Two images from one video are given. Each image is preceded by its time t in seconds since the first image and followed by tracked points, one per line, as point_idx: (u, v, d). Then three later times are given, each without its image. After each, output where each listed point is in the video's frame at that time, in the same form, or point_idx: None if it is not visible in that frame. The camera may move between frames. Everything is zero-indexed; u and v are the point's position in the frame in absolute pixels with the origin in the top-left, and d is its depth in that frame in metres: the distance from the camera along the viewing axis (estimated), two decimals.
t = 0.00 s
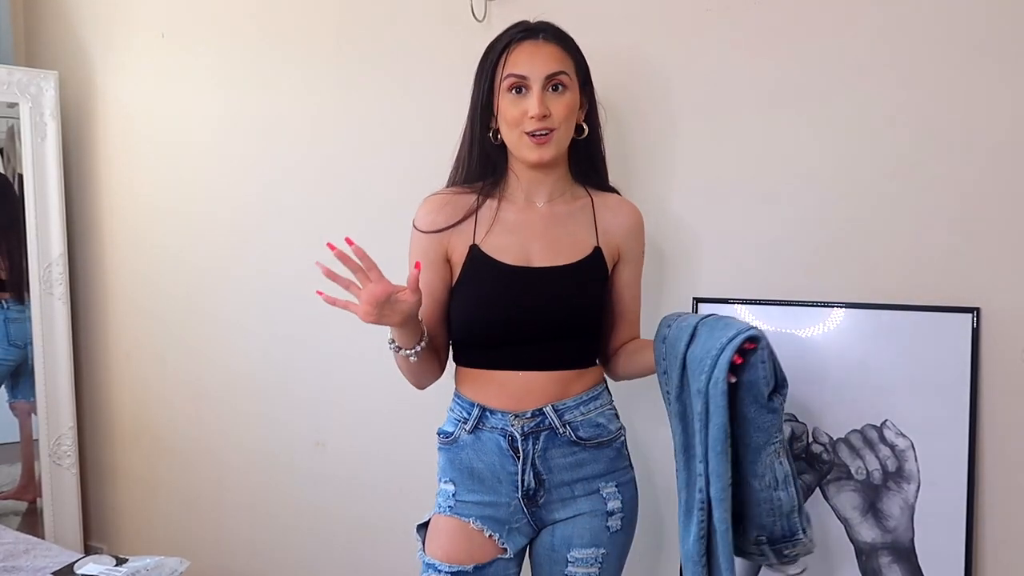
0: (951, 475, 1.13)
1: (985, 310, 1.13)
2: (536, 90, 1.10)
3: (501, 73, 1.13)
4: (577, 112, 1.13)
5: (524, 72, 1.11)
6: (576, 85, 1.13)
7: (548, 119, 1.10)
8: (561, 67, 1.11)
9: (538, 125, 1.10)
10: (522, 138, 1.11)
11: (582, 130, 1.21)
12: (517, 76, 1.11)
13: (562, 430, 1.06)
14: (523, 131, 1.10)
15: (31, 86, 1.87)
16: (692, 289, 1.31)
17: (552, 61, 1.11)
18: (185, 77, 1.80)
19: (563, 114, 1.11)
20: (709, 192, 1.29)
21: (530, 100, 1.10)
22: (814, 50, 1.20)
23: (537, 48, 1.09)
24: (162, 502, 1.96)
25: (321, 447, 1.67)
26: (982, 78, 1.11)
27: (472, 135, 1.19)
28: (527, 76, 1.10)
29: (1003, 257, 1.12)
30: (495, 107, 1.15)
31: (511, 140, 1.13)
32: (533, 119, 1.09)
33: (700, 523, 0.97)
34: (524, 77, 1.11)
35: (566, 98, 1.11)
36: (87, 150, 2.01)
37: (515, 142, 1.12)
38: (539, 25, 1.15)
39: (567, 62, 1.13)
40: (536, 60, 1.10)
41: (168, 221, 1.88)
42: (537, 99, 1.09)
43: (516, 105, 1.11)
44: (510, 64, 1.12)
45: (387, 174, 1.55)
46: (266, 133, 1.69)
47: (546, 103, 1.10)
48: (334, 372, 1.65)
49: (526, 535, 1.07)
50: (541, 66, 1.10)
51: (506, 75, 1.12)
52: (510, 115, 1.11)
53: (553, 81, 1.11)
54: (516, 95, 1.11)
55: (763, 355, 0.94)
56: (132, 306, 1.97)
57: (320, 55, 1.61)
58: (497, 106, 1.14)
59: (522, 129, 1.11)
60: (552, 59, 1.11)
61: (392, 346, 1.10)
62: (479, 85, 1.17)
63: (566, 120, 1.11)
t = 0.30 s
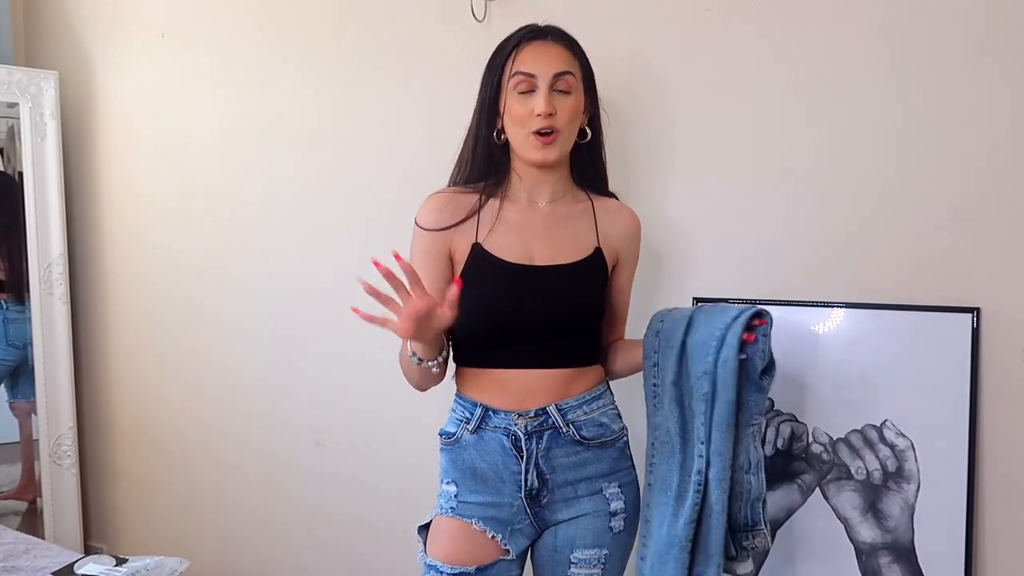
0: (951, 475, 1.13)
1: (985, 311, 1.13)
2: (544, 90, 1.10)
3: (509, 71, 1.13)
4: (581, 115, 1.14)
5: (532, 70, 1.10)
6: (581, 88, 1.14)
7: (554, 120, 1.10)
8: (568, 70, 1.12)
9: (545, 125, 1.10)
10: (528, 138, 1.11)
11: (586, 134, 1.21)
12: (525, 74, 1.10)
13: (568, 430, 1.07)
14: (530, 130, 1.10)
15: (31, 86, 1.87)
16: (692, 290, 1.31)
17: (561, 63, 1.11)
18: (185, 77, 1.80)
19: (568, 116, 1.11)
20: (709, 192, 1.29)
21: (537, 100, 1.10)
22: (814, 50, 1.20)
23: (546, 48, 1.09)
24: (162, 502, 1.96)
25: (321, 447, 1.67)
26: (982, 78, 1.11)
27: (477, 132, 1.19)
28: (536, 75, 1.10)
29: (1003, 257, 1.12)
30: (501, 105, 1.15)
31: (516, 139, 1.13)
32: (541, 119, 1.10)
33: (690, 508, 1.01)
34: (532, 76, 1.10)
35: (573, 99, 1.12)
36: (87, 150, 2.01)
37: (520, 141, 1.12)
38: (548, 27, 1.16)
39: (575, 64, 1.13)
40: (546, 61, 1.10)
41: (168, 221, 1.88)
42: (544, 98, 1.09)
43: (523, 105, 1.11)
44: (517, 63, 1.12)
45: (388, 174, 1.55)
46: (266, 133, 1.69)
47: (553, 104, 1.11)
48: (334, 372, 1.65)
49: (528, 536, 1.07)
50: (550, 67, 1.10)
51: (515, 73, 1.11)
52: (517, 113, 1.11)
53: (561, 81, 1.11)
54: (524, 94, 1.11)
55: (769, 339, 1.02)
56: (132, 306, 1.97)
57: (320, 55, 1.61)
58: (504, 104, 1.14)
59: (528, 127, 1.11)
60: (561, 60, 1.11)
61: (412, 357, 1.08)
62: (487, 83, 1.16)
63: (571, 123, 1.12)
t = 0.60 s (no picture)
0: (950, 475, 1.13)
1: (985, 311, 1.13)
2: (550, 85, 1.10)
3: (517, 67, 1.13)
4: (587, 113, 1.14)
5: (540, 65, 1.11)
6: (587, 85, 1.14)
7: (560, 114, 1.10)
8: (576, 66, 1.12)
9: (551, 120, 1.10)
10: (533, 131, 1.11)
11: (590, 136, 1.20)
12: (533, 69, 1.11)
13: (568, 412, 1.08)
14: (534, 124, 1.10)
15: (31, 86, 1.87)
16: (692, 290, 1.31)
17: (568, 59, 1.11)
18: (185, 76, 1.80)
19: (575, 112, 1.11)
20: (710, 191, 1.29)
21: (544, 95, 1.10)
22: (815, 50, 1.20)
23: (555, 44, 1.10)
24: (162, 502, 1.96)
25: (321, 446, 1.67)
26: (982, 79, 1.12)
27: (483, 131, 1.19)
28: (543, 70, 1.11)
29: (1003, 257, 1.12)
30: (507, 101, 1.15)
31: (521, 134, 1.13)
32: (547, 113, 1.09)
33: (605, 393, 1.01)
34: (540, 71, 1.11)
35: (579, 96, 1.12)
36: (87, 151, 2.01)
37: (525, 135, 1.11)
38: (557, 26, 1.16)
39: (582, 62, 1.14)
40: (555, 57, 1.11)
41: (168, 220, 1.87)
42: (551, 93, 1.10)
43: (530, 98, 1.11)
44: (525, 58, 1.12)
45: (388, 174, 1.55)
46: (266, 132, 1.69)
47: (559, 98, 1.10)
48: (334, 372, 1.64)
49: (532, 532, 1.07)
50: (558, 62, 1.11)
51: (522, 69, 1.12)
52: (523, 107, 1.11)
53: (568, 78, 1.11)
54: (530, 90, 1.11)
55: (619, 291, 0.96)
56: (132, 306, 1.97)
57: (320, 54, 1.61)
58: (510, 100, 1.14)
59: (533, 121, 1.10)
60: (569, 57, 1.12)
61: (422, 310, 1.11)
62: (495, 80, 1.17)
63: (577, 119, 1.12)
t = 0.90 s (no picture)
0: (950, 475, 1.13)
1: (985, 311, 1.13)
2: (524, 96, 1.11)
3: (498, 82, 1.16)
4: (573, 111, 1.12)
5: (512, 79, 1.12)
6: (568, 85, 1.12)
7: (538, 121, 1.11)
8: (549, 69, 1.11)
9: (529, 129, 1.11)
10: (517, 142, 1.12)
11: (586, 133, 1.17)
12: (506, 84, 1.13)
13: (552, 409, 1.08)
14: (516, 136, 1.11)
15: (31, 86, 1.87)
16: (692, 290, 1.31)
17: (540, 65, 1.11)
18: (185, 76, 1.80)
19: (553, 115, 1.11)
20: (710, 191, 1.29)
21: (519, 106, 1.11)
22: (814, 50, 1.21)
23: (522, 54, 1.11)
24: (162, 502, 1.96)
25: (320, 446, 1.67)
26: (982, 79, 1.12)
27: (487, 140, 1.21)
28: (515, 82, 1.12)
29: (1003, 257, 1.12)
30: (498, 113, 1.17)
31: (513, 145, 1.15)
32: (523, 124, 1.11)
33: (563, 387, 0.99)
34: (512, 84, 1.12)
35: (557, 99, 1.11)
36: (87, 151, 2.01)
37: (511, 146, 1.14)
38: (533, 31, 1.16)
39: (558, 63, 1.12)
40: (526, 65, 1.11)
41: (168, 220, 1.87)
42: (524, 104, 1.11)
43: (508, 111, 1.12)
44: (501, 74, 1.14)
45: (388, 174, 1.55)
46: (266, 132, 1.69)
47: (534, 107, 1.11)
48: (334, 372, 1.64)
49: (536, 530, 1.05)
50: (528, 71, 1.11)
51: (500, 84, 1.14)
52: (506, 122, 1.13)
53: (541, 84, 1.11)
54: (510, 102, 1.13)
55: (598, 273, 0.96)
56: (132, 306, 1.97)
57: (320, 54, 1.61)
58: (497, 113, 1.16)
59: (516, 133, 1.12)
60: (541, 62, 1.11)
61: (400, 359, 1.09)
62: (488, 93, 1.19)
63: (559, 121, 1.11)
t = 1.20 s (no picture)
0: (950, 475, 1.13)
1: (985, 310, 1.13)
2: (537, 106, 1.10)
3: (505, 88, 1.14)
4: (581, 122, 1.13)
5: (524, 87, 1.11)
6: (578, 95, 1.12)
7: (552, 134, 1.10)
8: (561, 80, 1.11)
9: (542, 141, 1.10)
10: (527, 152, 1.12)
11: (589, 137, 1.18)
12: (518, 92, 1.11)
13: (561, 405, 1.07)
14: (526, 147, 1.11)
15: (31, 86, 1.87)
16: (692, 290, 1.31)
17: (552, 75, 1.10)
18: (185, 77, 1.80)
19: (566, 128, 1.11)
20: (710, 191, 1.29)
21: (532, 117, 1.10)
22: (813, 50, 1.21)
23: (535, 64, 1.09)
24: (162, 502, 1.96)
25: (321, 446, 1.68)
26: (982, 78, 1.12)
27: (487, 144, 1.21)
28: (528, 92, 1.10)
29: (1003, 257, 1.12)
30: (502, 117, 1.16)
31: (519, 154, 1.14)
32: (538, 136, 1.10)
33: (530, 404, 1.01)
34: (524, 93, 1.11)
35: (569, 110, 1.11)
36: (88, 151, 2.01)
37: (520, 156, 1.13)
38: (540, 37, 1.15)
39: (570, 74, 1.12)
40: (537, 75, 1.10)
41: (168, 220, 1.87)
42: (538, 115, 1.10)
43: (520, 122, 1.11)
44: (510, 81, 1.13)
45: (388, 174, 1.55)
46: (266, 133, 1.69)
47: (548, 118, 1.10)
48: (334, 372, 1.65)
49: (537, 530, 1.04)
50: (540, 82, 1.10)
51: (510, 91, 1.13)
52: (515, 131, 1.12)
53: (555, 95, 1.10)
54: (520, 111, 1.12)
55: (530, 299, 0.97)
56: (133, 306, 1.97)
57: (320, 54, 1.61)
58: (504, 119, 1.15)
59: (526, 143, 1.11)
60: (553, 72, 1.11)
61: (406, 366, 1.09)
62: (489, 94, 1.18)
63: (570, 134, 1.11)
